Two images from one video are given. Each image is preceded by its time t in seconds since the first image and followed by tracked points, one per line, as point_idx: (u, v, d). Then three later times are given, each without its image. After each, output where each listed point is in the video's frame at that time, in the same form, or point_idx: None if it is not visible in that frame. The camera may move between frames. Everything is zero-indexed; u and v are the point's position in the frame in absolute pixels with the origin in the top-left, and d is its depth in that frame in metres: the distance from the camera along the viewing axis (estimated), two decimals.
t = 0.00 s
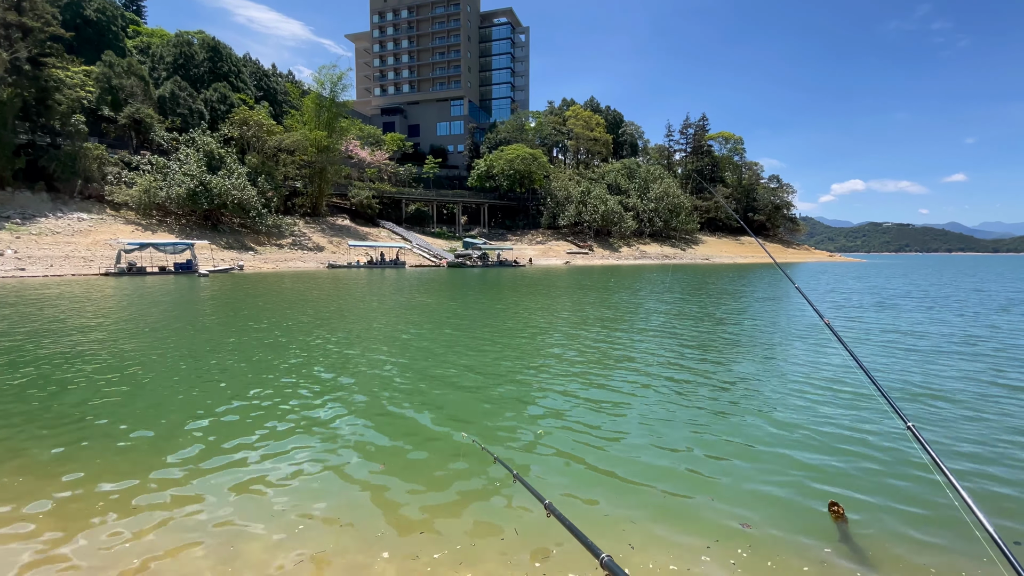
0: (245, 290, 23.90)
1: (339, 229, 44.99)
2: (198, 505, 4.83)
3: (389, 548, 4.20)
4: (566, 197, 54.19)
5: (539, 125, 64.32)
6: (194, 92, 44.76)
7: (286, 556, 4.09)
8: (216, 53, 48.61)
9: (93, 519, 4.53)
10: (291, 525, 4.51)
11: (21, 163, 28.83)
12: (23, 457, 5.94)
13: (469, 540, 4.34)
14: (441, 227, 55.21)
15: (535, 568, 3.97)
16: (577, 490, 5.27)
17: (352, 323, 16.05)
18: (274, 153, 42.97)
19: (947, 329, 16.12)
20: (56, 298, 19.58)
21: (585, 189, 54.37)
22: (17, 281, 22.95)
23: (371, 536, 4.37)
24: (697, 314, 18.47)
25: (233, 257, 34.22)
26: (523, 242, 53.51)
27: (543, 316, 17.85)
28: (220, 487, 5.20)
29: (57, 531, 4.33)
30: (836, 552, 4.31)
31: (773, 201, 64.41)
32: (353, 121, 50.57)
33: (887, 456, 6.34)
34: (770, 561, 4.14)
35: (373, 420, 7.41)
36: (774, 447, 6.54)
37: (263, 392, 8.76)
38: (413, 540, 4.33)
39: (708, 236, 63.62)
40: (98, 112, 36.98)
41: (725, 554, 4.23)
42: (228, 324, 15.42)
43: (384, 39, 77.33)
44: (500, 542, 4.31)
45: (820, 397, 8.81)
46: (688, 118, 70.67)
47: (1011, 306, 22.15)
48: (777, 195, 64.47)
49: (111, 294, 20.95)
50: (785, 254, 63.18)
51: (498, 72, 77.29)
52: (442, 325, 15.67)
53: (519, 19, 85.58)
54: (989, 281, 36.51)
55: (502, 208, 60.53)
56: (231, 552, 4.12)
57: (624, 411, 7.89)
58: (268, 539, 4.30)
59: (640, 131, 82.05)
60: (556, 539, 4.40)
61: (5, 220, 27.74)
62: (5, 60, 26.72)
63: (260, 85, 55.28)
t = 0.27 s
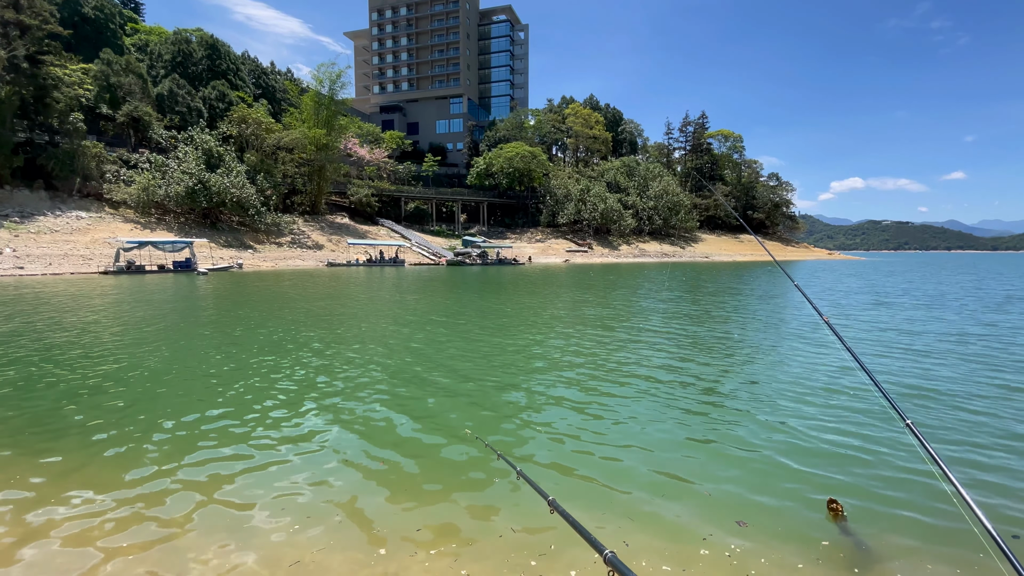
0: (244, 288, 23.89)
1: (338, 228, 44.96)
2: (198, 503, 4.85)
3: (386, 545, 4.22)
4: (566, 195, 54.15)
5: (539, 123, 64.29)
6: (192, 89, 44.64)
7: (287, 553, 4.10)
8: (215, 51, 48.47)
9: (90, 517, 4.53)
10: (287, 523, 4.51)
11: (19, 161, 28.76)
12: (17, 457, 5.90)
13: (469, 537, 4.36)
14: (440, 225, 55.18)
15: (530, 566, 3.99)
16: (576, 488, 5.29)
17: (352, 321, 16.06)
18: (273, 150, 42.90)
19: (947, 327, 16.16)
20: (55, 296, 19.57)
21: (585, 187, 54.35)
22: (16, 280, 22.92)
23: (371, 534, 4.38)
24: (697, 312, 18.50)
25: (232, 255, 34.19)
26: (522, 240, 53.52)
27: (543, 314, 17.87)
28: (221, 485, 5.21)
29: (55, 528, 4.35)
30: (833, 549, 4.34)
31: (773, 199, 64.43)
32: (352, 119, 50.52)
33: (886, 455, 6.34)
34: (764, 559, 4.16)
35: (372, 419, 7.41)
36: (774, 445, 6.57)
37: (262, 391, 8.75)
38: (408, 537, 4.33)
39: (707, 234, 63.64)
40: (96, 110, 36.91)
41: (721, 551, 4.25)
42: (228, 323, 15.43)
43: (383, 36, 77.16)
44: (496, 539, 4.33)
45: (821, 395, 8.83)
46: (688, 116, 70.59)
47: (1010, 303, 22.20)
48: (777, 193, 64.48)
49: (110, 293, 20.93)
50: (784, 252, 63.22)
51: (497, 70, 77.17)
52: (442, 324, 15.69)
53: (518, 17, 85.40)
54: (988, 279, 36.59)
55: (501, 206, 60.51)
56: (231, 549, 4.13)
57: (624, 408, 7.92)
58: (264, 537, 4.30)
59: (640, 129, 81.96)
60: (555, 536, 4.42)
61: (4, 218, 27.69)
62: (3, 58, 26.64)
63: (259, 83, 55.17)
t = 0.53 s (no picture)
0: (244, 287, 23.91)
1: (338, 227, 44.96)
2: (200, 502, 4.88)
3: (385, 544, 4.25)
4: (565, 194, 54.16)
5: (539, 122, 64.30)
6: (192, 89, 44.64)
7: (287, 552, 4.13)
8: (215, 50, 48.44)
9: (91, 516, 4.57)
10: (286, 522, 4.55)
11: (19, 161, 28.77)
12: (16, 457, 5.91)
13: (469, 536, 4.39)
14: (440, 225, 55.20)
15: (530, 564, 4.02)
16: (577, 487, 5.33)
17: (352, 321, 16.07)
18: (273, 150, 42.93)
19: (946, 326, 16.17)
20: (55, 296, 19.58)
21: (585, 186, 54.36)
22: (16, 279, 22.92)
23: (370, 533, 4.41)
24: (697, 311, 18.52)
25: (232, 255, 34.20)
26: (522, 239, 53.55)
27: (544, 313, 17.88)
28: (222, 484, 5.23)
29: (56, 527, 4.38)
30: (831, 547, 4.37)
31: (773, 198, 64.44)
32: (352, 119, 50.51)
33: (885, 454, 6.37)
34: (761, 557, 4.20)
35: (373, 418, 7.44)
36: (774, 444, 6.61)
37: (263, 390, 8.78)
38: (407, 536, 4.37)
39: (707, 233, 63.67)
40: (96, 109, 36.93)
41: (719, 549, 4.29)
42: (228, 322, 15.44)
43: (382, 35, 77.11)
44: (494, 538, 4.37)
45: (821, 394, 8.86)
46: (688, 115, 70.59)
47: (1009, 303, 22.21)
48: (777, 192, 64.50)
49: (110, 292, 20.94)
50: (784, 251, 63.25)
51: (497, 69, 77.16)
52: (443, 323, 15.70)
53: (518, 16, 85.39)
54: (987, 278, 36.61)
55: (501, 206, 60.52)
56: (232, 548, 4.16)
57: (625, 407, 7.96)
58: (264, 536, 4.33)
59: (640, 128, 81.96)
60: (554, 535, 4.45)
61: (3, 218, 27.69)
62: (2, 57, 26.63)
63: (258, 83, 55.19)
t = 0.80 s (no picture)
0: (244, 289, 23.92)
1: (338, 228, 44.97)
2: (199, 503, 4.87)
3: (384, 544, 4.24)
4: (565, 195, 54.17)
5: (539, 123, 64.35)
6: (192, 90, 44.68)
7: (289, 552, 4.13)
8: (215, 51, 48.46)
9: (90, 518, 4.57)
10: (285, 523, 4.54)
11: (19, 161, 28.79)
12: (12, 458, 5.88)
13: (469, 536, 4.39)
14: (440, 225, 55.21)
15: (529, 565, 4.01)
16: (575, 487, 5.34)
17: (352, 321, 16.09)
18: (273, 151, 42.97)
19: (947, 327, 16.17)
20: (55, 297, 19.58)
21: (585, 187, 54.36)
22: (16, 280, 22.90)
23: (367, 534, 4.41)
24: (697, 312, 18.54)
25: (232, 256, 34.21)
26: (522, 240, 53.57)
27: (544, 313, 17.92)
28: (222, 485, 5.24)
29: (54, 529, 4.38)
30: (827, 546, 4.37)
31: (773, 199, 64.45)
32: (352, 120, 50.55)
33: (887, 454, 6.35)
34: (761, 557, 4.19)
35: (372, 419, 7.43)
36: (773, 443, 6.63)
37: (262, 391, 8.77)
38: (406, 537, 4.35)
39: (707, 234, 63.66)
40: (96, 110, 36.98)
41: (717, 549, 4.29)
42: (229, 323, 15.46)
43: (382, 36, 77.19)
44: (494, 538, 4.37)
45: (820, 394, 8.90)
46: (688, 116, 70.63)
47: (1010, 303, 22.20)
48: (777, 192, 64.52)
49: (110, 293, 20.96)
50: (784, 252, 63.23)
51: (497, 70, 77.24)
52: (443, 324, 15.74)
53: (518, 17, 85.51)
54: (987, 278, 36.60)
55: (501, 206, 60.54)
56: (232, 548, 4.16)
57: (624, 407, 7.99)
58: (263, 537, 4.32)
59: (640, 129, 82.01)
60: (553, 535, 4.44)
61: (4, 219, 27.69)
62: (3, 58, 26.66)
63: (258, 84, 55.26)
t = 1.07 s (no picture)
0: (244, 290, 23.91)
1: (338, 230, 44.97)
2: (196, 505, 4.83)
3: (382, 545, 4.23)
4: (566, 197, 54.20)
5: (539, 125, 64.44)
6: (193, 92, 44.73)
7: (285, 554, 4.10)
8: (216, 53, 48.57)
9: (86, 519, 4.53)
10: (282, 525, 4.51)
11: (20, 163, 28.77)
12: (2, 461, 5.80)
13: (467, 539, 4.36)
14: (440, 228, 55.21)
15: (527, 567, 3.99)
16: (573, 489, 5.30)
17: (352, 323, 16.07)
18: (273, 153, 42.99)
19: (948, 329, 16.14)
20: (55, 298, 19.56)
21: (585, 189, 54.36)
22: (15, 282, 22.88)
23: (364, 536, 4.37)
24: (697, 314, 18.52)
25: (232, 257, 34.20)
26: (522, 242, 53.56)
27: (544, 316, 17.89)
28: (219, 487, 5.21)
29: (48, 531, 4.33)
30: (826, 549, 4.33)
31: (773, 201, 64.46)
32: (353, 122, 50.61)
33: (887, 457, 6.33)
34: (761, 559, 4.17)
35: (370, 420, 7.40)
36: (773, 446, 6.59)
37: (259, 393, 8.72)
38: (405, 539, 4.33)
39: (707, 236, 63.64)
40: (97, 112, 37.02)
41: (715, 552, 4.25)
42: (229, 324, 15.45)
43: (383, 39, 77.37)
44: (493, 540, 4.35)
45: (820, 396, 8.87)
46: (688, 118, 70.71)
47: (1011, 306, 22.15)
48: (777, 195, 64.53)
49: (110, 295, 20.95)
50: (785, 254, 63.20)
51: (497, 72, 77.39)
52: (443, 326, 15.72)
53: (518, 20, 85.72)
54: (988, 281, 36.54)
55: (502, 208, 60.57)
56: (228, 550, 4.13)
57: (623, 409, 7.96)
58: (260, 540, 4.29)
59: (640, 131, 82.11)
60: (551, 538, 4.40)
61: (4, 221, 27.68)
62: (4, 60, 26.70)
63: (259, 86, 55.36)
